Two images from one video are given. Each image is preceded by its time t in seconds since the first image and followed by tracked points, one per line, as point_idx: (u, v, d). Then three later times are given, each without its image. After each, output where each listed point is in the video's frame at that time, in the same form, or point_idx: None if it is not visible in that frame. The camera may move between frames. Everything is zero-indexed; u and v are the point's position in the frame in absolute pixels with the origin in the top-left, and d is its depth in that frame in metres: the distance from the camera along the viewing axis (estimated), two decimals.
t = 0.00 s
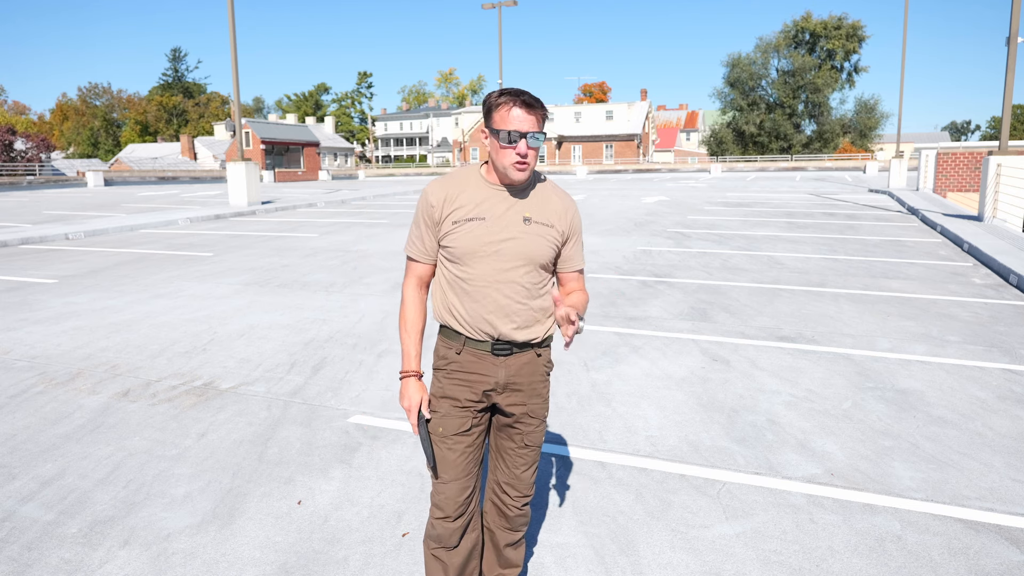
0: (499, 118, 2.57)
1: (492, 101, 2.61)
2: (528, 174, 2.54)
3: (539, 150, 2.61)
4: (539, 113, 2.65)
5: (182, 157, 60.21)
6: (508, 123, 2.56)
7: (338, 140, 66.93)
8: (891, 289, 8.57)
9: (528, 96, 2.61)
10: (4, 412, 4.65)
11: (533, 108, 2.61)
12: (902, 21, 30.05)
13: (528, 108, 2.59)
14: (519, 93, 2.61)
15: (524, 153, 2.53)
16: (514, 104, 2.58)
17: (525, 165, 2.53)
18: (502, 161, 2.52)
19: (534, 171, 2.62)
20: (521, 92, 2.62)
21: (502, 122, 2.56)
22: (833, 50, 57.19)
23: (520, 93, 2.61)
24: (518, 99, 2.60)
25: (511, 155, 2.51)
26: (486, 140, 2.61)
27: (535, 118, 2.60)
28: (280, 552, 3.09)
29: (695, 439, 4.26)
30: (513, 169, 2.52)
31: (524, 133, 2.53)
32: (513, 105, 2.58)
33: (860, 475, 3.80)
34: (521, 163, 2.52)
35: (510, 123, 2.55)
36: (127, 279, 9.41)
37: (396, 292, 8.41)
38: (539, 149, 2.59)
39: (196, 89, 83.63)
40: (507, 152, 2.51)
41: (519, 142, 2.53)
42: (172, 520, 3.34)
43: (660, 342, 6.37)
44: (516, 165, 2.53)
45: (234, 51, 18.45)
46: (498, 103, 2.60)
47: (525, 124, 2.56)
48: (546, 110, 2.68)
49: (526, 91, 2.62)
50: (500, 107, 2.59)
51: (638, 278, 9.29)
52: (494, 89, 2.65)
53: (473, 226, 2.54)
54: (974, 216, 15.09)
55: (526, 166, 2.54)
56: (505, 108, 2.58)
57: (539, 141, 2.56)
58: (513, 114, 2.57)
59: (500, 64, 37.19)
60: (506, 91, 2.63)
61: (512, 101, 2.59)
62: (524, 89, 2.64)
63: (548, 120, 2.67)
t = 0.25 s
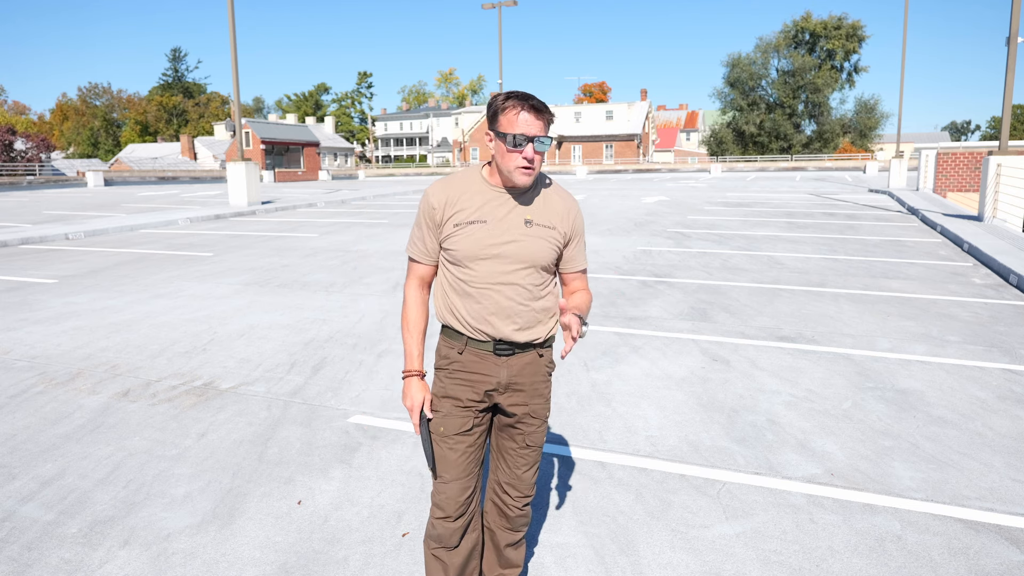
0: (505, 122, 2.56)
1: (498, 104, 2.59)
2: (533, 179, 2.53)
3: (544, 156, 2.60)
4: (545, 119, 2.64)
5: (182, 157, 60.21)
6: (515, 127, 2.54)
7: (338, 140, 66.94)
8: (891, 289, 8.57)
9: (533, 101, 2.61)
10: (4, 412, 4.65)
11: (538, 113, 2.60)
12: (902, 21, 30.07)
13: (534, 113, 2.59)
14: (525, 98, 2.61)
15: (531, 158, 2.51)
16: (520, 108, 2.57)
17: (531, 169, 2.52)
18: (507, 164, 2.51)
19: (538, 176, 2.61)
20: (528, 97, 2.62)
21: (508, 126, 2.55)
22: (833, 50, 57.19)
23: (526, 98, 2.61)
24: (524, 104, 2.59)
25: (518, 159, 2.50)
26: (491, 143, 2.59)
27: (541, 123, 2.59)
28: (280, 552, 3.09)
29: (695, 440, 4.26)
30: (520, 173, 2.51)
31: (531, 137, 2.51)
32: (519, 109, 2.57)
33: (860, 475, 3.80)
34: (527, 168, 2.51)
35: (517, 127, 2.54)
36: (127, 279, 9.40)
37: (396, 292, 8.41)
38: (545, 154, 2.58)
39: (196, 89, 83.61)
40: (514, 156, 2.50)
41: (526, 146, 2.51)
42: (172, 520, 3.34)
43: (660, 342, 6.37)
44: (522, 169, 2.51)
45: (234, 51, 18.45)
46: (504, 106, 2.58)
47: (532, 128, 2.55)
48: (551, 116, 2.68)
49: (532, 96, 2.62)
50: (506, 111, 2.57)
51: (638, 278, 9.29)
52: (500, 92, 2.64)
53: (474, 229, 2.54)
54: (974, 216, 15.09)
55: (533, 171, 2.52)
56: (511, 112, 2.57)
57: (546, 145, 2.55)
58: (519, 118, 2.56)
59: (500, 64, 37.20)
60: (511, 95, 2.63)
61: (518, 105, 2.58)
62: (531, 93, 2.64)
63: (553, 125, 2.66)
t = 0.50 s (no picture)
0: (496, 122, 2.57)
1: (489, 105, 2.61)
2: (526, 177, 2.52)
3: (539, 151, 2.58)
4: (538, 116, 2.63)
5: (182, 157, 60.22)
6: (503, 128, 2.55)
7: (338, 140, 66.95)
8: (891, 289, 8.57)
9: (524, 99, 2.60)
10: (4, 412, 4.65)
11: (529, 111, 2.59)
12: (902, 21, 30.10)
13: (523, 111, 2.58)
14: (516, 97, 2.61)
15: (521, 157, 2.51)
16: (509, 107, 2.58)
17: (522, 168, 2.51)
18: (498, 164, 2.52)
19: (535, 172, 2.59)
20: (517, 95, 2.61)
21: (498, 127, 2.57)
22: (833, 50, 57.19)
23: (515, 96, 2.60)
24: (515, 103, 2.60)
25: (508, 158, 2.50)
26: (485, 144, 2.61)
27: (532, 120, 2.59)
28: (280, 552, 3.09)
29: (695, 439, 4.26)
30: (511, 173, 2.51)
31: (520, 136, 2.51)
32: (507, 109, 2.58)
33: (860, 475, 3.80)
34: (517, 166, 2.51)
35: (507, 127, 2.55)
36: (127, 279, 9.40)
37: (396, 292, 8.41)
38: (538, 149, 2.56)
39: (196, 89, 83.64)
40: (504, 156, 2.51)
41: (516, 146, 2.51)
42: (172, 520, 3.34)
43: (660, 342, 6.37)
44: (513, 168, 2.51)
45: (234, 51, 18.46)
46: (495, 107, 2.60)
47: (522, 127, 2.55)
48: (544, 110, 2.66)
49: (523, 95, 2.61)
50: (497, 111, 2.59)
51: (638, 278, 9.29)
52: (492, 92, 2.65)
53: (476, 229, 2.54)
54: (974, 216, 15.09)
55: (524, 170, 2.52)
56: (501, 112, 2.58)
57: (536, 143, 2.54)
58: (509, 117, 2.56)
59: (499, 64, 37.22)
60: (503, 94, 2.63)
61: (508, 105, 2.58)
62: (522, 91, 2.63)
63: (546, 121, 2.65)
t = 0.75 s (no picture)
0: (488, 125, 2.58)
1: (481, 108, 2.62)
2: (521, 175, 2.51)
3: (534, 150, 2.57)
4: (531, 115, 2.62)
5: (182, 157, 60.22)
6: (495, 129, 2.56)
7: (338, 140, 66.94)
8: (891, 289, 8.57)
9: (515, 99, 2.61)
10: (4, 412, 4.65)
11: (521, 111, 2.59)
12: (902, 21, 30.14)
13: (514, 111, 2.58)
14: (508, 98, 2.61)
15: (513, 155, 2.49)
16: (499, 109, 2.58)
17: (516, 167, 2.50)
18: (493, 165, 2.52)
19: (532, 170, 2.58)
20: (507, 96, 2.62)
21: (491, 129, 2.57)
22: (833, 49, 57.19)
23: (506, 97, 2.61)
24: (506, 104, 2.60)
25: (501, 158, 2.50)
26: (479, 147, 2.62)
27: (524, 120, 2.58)
28: (280, 552, 3.09)
29: (695, 439, 4.26)
30: (505, 172, 2.50)
31: (511, 135, 2.50)
32: (498, 110, 2.58)
33: (860, 475, 3.80)
34: (511, 165, 2.49)
35: (498, 128, 2.55)
36: (127, 279, 9.40)
37: (396, 292, 8.41)
38: (532, 147, 2.54)
39: (196, 89, 83.63)
40: (497, 156, 2.50)
41: (508, 145, 2.50)
42: (172, 520, 3.34)
43: (660, 342, 6.37)
44: (507, 168, 2.50)
45: (234, 51, 18.46)
46: (487, 109, 2.61)
47: (514, 127, 2.55)
48: (537, 109, 2.65)
49: (515, 95, 2.61)
50: (489, 113, 2.59)
51: (638, 278, 9.28)
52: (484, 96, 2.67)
53: (475, 230, 2.54)
54: (974, 216, 15.09)
55: (518, 169, 2.50)
56: (493, 114, 2.58)
57: (529, 141, 2.53)
58: (501, 119, 2.57)
59: (500, 64, 37.25)
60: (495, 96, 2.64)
61: (500, 106, 2.59)
62: (514, 92, 2.63)
63: (540, 120, 2.64)
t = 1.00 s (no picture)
0: (492, 125, 2.56)
1: (485, 107, 2.60)
2: (523, 178, 2.51)
3: (536, 153, 2.57)
4: (534, 117, 2.62)
5: (182, 157, 60.23)
6: (499, 129, 2.54)
7: (338, 140, 66.94)
8: (891, 289, 8.57)
9: (520, 100, 2.59)
10: (4, 412, 4.65)
11: (525, 113, 2.58)
12: (902, 21, 30.16)
13: (518, 113, 2.57)
14: (512, 98, 2.59)
15: (516, 158, 2.50)
16: (504, 109, 2.57)
17: (518, 169, 2.50)
18: (495, 166, 2.51)
19: (534, 173, 2.58)
20: (511, 96, 2.60)
21: (494, 129, 2.56)
22: (833, 50, 57.18)
23: (510, 97, 2.59)
24: (511, 104, 2.58)
25: (504, 160, 2.50)
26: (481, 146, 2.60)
27: (528, 122, 2.57)
28: (280, 552, 3.09)
29: (695, 439, 4.26)
30: (508, 175, 2.50)
31: (516, 138, 2.50)
32: (502, 111, 2.56)
33: (860, 475, 3.80)
34: (514, 168, 2.50)
35: (503, 129, 2.54)
36: (127, 279, 9.40)
37: (396, 292, 8.41)
38: (535, 151, 2.55)
39: (196, 89, 83.61)
40: (500, 158, 2.50)
41: (512, 147, 2.50)
42: (171, 520, 3.34)
43: (660, 342, 6.37)
44: (509, 170, 2.50)
45: (234, 51, 18.46)
46: (490, 108, 2.58)
47: (518, 129, 2.54)
48: (540, 111, 2.65)
49: (519, 96, 2.59)
50: (493, 113, 2.57)
51: (638, 278, 9.29)
52: (488, 93, 2.64)
53: (475, 231, 2.54)
54: (974, 216, 15.09)
55: (521, 172, 2.50)
56: (497, 114, 2.57)
57: (532, 144, 2.53)
58: (505, 120, 2.55)
59: (499, 64, 37.26)
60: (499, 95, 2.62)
61: (504, 106, 2.57)
62: (518, 92, 2.61)
63: (542, 122, 2.64)
